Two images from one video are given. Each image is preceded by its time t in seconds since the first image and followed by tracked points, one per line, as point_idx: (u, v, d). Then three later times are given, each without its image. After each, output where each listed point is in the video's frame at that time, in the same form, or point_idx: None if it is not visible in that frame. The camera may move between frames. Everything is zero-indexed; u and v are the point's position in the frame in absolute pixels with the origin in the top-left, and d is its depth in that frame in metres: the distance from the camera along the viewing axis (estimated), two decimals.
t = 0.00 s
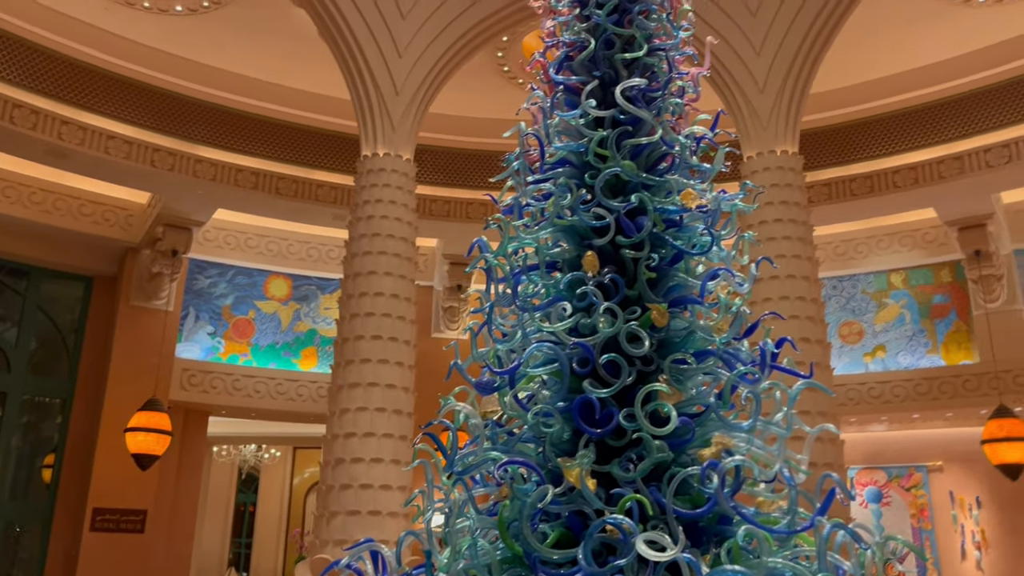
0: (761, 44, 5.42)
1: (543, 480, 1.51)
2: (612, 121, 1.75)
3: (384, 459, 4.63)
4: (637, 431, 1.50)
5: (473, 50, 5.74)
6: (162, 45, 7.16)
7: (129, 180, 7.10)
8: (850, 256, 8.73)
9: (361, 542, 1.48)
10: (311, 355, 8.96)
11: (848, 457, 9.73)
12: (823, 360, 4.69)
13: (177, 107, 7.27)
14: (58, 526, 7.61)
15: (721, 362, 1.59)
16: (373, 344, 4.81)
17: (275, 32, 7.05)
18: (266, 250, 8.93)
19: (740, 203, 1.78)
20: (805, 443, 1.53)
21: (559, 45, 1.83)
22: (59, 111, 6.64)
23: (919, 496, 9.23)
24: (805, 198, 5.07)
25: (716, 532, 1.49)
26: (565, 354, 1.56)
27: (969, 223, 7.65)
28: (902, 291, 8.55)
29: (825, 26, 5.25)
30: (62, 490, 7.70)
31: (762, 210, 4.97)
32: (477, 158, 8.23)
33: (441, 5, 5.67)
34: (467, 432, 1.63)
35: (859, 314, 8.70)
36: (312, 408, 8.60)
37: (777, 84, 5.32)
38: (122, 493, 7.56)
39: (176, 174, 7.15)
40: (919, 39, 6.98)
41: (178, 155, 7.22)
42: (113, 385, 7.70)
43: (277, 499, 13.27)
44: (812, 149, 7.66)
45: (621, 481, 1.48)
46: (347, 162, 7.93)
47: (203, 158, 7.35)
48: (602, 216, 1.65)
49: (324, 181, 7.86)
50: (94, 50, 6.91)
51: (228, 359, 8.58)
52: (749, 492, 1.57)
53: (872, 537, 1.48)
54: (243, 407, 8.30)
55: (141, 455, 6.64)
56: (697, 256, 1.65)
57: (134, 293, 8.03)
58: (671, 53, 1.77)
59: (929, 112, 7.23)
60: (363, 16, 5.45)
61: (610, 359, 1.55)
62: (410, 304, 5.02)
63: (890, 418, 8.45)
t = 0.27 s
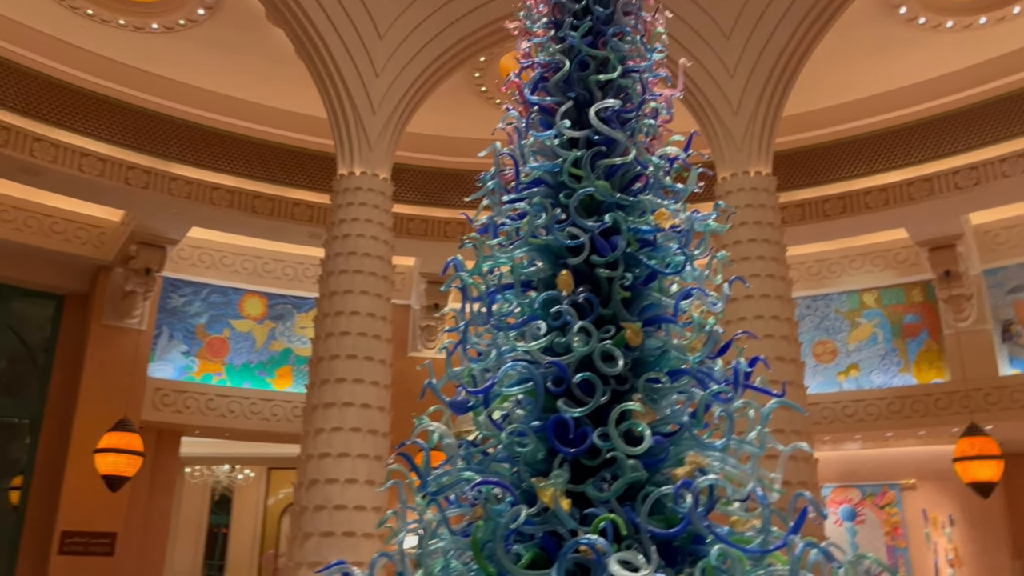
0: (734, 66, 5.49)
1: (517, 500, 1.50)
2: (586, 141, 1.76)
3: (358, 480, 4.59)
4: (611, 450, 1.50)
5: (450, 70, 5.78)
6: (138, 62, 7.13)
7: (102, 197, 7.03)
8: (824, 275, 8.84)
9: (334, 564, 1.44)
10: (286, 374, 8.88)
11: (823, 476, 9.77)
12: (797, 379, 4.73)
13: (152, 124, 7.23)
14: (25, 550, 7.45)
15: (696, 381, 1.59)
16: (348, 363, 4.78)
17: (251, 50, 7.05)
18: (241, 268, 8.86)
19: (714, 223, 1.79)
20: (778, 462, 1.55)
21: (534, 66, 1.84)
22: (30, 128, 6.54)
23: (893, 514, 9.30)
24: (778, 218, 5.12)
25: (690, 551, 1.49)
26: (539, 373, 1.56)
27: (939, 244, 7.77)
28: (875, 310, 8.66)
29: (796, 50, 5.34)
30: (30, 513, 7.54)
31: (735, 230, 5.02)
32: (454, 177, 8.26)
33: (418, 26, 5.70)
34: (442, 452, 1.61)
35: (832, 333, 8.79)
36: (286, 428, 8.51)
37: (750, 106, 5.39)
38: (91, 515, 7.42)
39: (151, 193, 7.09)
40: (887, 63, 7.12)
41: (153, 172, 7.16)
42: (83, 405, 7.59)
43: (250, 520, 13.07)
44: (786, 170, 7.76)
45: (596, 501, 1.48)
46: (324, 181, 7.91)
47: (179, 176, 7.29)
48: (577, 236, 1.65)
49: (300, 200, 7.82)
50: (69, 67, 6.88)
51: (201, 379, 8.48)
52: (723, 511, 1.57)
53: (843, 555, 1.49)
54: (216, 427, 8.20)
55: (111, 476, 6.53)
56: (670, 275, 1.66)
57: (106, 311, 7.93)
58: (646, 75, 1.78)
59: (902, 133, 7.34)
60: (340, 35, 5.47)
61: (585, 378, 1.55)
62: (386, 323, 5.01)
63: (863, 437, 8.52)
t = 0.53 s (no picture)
0: (713, 94, 5.56)
1: (495, 527, 1.48)
2: (566, 167, 1.77)
3: (335, 506, 4.53)
4: (591, 477, 1.49)
5: (431, 95, 5.81)
6: (117, 85, 7.11)
7: (77, 219, 6.97)
8: (801, 301, 8.91)
9: None
10: (263, 399, 8.79)
11: (801, 501, 9.78)
12: (775, 404, 4.74)
13: (131, 146, 7.23)
14: None
15: (674, 407, 1.59)
16: (325, 388, 4.74)
17: (231, 74, 7.05)
18: (218, 291, 8.79)
19: (692, 249, 1.80)
20: (757, 488, 1.55)
21: (514, 92, 1.84)
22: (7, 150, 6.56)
23: (871, 540, 9.31)
24: (756, 244, 5.17)
25: None
26: (518, 399, 1.55)
27: (914, 270, 7.86)
28: (852, 336, 8.73)
29: (773, 79, 5.42)
30: None
31: (714, 255, 5.05)
32: (437, 202, 8.29)
33: (399, 51, 5.72)
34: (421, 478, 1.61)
35: (810, 358, 8.84)
36: (262, 454, 8.39)
37: (728, 134, 5.45)
38: (60, 543, 7.26)
39: (127, 215, 7.01)
40: (861, 93, 7.24)
41: (130, 195, 7.08)
42: (55, 430, 7.45)
43: (224, 549, 12.84)
44: (763, 197, 7.85)
45: (575, 528, 1.46)
46: (303, 205, 7.89)
47: (156, 199, 7.22)
48: (557, 261, 1.66)
49: (279, 224, 7.79)
50: (47, 90, 6.87)
51: (176, 404, 8.37)
52: (702, 538, 1.55)
53: None
54: (190, 452, 8.08)
55: (82, 502, 6.40)
56: (649, 301, 1.67)
57: (80, 333, 7.83)
58: (625, 101, 1.79)
59: (877, 162, 7.49)
60: (321, 60, 5.48)
61: (565, 404, 1.54)
62: (365, 347, 4.97)
63: (841, 462, 8.55)
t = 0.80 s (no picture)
0: (699, 124, 5.62)
1: (481, 559, 1.46)
2: (554, 195, 1.77)
3: (318, 536, 4.47)
4: (578, 507, 1.47)
5: (418, 123, 5.84)
6: (104, 110, 7.10)
7: (61, 244, 6.92)
8: (787, 329, 8.95)
9: None
10: (247, 426, 8.69)
11: (788, 530, 9.74)
12: (763, 433, 4.73)
13: (119, 172, 7.24)
14: None
15: (662, 436, 1.58)
16: (310, 416, 4.70)
17: (220, 100, 7.06)
18: (203, 317, 8.73)
19: (679, 277, 1.80)
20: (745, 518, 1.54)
21: (503, 120, 1.85)
22: None
23: (858, 570, 9.28)
24: (742, 272, 5.19)
25: None
26: (505, 428, 1.54)
27: (898, 299, 7.91)
28: (837, 364, 8.76)
29: (758, 109, 5.48)
30: None
31: (700, 283, 5.07)
32: (424, 228, 8.31)
33: (387, 78, 5.75)
34: (405, 508, 1.57)
35: (796, 387, 8.86)
36: (245, 482, 8.28)
37: (714, 163, 5.49)
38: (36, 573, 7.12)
39: (112, 240, 6.98)
40: (845, 124, 7.33)
41: (115, 220, 7.07)
42: (33, 458, 7.33)
43: None
44: (748, 226, 7.91)
45: (562, 559, 1.45)
46: (290, 230, 7.87)
47: (142, 225, 7.21)
48: (544, 288, 1.65)
49: (265, 249, 7.76)
50: (36, 114, 6.87)
51: (158, 431, 8.26)
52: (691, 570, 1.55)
53: None
54: (172, 480, 7.97)
55: (60, 532, 6.29)
56: (637, 329, 1.67)
57: (61, 359, 7.72)
58: (612, 131, 1.81)
59: (861, 192, 7.58)
60: (309, 87, 5.49)
61: (552, 433, 1.53)
62: (350, 374, 4.94)
63: (827, 491, 8.54)
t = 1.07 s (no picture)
0: (687, 153, 5.67)
1: None
2: (544, 223, 1.78)
3: (304, 565, 4.41)
4: (568, 537, 1.46)
5: (409, 150, 5.85)
6: (95, 135, 7.11)
7: (48, 268, 6.88)
8: (776, 356, 8.97)
9: None
10: (232, 453, 8.60)
11: (778, 560, 9.68)
12: (752, 462, 4.73)
13: (108, 196, 7.20)
14: None
15: (651, 465, 1.58)
16: (296, 443, 4.66)
17: (211, 126, 7.09)
18: (190, 342, 8.67)
19: (668, 305, 1.80)
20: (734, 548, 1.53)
21: (494, 148, 1.86)
22: None
23: None
24: (731, 301, 5.21)
25: None
26: (494, 456, 1.53)
27: (885, 327, 7.95)
28: (826, 393, 8.78)
29: (746, 139, 5.53)
30: None
31: (690, 311, 5.08)
32: (413, 254, 8.31)
33: (378, 106, 5.79)
34: (392, 538, 1.55)
35: (785, 415, 8.86)
36: (229, 510, 8.18)
37: (703, 192, 5.54)
38: None
39: (99, 265, 6.94)
40: (831, 155, 7.42)
41: (103, 245, 7.03)
42: (15, 485, 7.24)
43: None
44: (737, 254, 7.93)
45: None
46: (279, 255, 7.84)
47: (130, 249, 7.17)
48: (534, 316, 1.65)
49: (254, 274, 7.72)
50: (27, 139, 6.87)
51: (143, 458, 8.17)
52: None
53: None
54: (156, 508, 7.88)
55: (41, 560, 6.18)
56: (627, 357, 1.66)
57: (45, 384, 7.64)
58: (602, 160, 1.82)
59: (848, 222, 7.63)
60: (301, 114, 5.50)
61: (541, 461, 1.52)
62: (338, 401, 4.90)
63: (817, 520, 8.51)
